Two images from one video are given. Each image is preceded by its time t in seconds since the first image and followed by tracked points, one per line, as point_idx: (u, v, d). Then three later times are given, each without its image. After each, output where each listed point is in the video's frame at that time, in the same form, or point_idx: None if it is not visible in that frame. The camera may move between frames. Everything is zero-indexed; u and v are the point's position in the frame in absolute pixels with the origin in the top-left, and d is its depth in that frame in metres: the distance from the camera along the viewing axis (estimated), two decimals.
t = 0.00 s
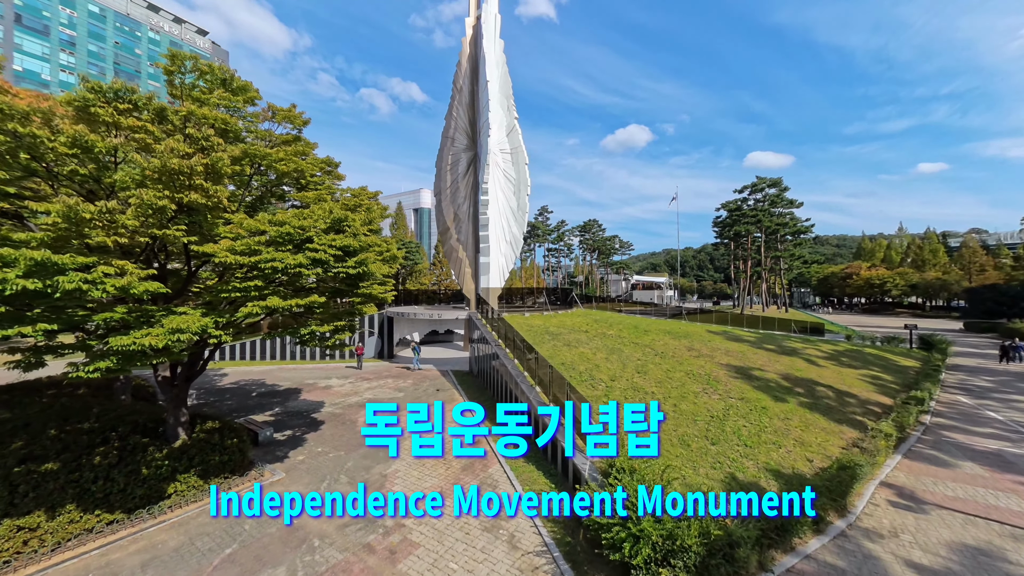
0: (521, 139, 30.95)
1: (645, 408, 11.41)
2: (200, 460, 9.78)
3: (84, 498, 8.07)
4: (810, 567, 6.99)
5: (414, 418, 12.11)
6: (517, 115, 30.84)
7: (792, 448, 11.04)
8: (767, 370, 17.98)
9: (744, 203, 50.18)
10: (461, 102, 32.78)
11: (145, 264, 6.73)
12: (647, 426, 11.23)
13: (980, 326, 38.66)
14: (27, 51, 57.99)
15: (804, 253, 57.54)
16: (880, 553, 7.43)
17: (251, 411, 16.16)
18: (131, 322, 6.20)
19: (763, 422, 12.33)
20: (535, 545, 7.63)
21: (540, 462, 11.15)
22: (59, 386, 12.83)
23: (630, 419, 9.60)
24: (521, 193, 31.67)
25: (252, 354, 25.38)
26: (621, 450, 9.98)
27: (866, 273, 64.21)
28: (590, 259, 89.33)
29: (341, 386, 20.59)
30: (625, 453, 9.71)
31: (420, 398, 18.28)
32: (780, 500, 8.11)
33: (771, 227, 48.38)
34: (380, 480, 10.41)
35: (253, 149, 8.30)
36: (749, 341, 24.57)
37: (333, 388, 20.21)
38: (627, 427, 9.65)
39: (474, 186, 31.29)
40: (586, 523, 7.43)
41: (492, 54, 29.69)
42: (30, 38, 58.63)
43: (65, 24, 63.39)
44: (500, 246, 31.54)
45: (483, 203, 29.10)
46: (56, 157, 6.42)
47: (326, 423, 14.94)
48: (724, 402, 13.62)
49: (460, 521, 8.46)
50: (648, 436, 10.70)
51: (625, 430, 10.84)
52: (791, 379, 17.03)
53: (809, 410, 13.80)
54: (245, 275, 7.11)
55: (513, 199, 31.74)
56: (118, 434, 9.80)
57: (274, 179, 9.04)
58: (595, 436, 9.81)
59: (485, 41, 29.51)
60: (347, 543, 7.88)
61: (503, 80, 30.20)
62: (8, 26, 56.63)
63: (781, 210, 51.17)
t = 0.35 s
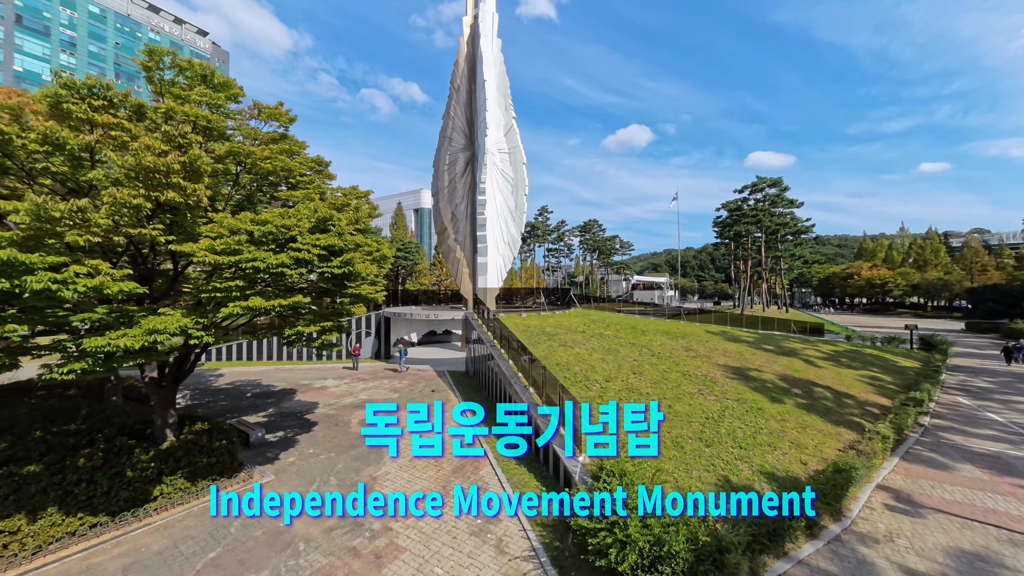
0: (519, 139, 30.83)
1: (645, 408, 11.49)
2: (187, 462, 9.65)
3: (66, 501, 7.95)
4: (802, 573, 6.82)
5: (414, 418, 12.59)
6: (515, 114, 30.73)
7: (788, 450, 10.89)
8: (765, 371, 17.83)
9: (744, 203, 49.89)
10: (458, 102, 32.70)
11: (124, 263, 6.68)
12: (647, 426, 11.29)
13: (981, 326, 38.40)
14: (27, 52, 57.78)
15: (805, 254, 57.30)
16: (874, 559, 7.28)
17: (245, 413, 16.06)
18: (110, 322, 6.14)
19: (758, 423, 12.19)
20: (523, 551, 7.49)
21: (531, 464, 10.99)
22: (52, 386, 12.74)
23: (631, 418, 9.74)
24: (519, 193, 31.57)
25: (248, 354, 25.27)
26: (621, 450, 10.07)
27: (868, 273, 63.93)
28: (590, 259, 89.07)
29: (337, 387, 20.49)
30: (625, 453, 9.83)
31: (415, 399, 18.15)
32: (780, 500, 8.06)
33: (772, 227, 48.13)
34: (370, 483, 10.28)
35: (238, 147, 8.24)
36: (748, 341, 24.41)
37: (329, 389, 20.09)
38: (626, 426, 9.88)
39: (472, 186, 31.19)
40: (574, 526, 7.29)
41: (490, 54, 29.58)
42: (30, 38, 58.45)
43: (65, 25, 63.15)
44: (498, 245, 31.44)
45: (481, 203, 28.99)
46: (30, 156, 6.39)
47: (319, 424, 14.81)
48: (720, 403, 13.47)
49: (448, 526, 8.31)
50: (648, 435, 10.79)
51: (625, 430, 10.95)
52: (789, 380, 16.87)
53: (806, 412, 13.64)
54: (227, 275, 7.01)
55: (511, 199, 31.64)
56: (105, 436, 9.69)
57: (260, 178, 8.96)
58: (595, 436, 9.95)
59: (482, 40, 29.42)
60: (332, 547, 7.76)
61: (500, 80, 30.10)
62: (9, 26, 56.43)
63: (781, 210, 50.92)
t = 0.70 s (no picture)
0: (516, 139, 30.62)
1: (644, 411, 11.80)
2: (171, 467, 9.50)
3: (43, 507, 7.79)
4: None
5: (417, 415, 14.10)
6: (512, 114, 30.54)
7: (784, 455, 10.69)
8: (763, 372, 17.61)
9: (744, 203, 49.59)
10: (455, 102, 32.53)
11: (99, 265, 6.57)
12: (642, 429, 11.31)
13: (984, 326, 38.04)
14: (27, 53, 57.63)
15: (806, 254, 56.96)
16: (871, 569, 7.06)
17: (238, 415, 15.89)
18: (83, 325, 5.99)
19: (754, 427, 11.99)
20: (509, 560, 7.30)
21: (522, 468, 10.84)
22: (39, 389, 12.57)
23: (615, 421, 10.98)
24: (517, 193, 31.37)
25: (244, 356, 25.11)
26: (618, 450, 10.23)
27: (869, 273, 63.56)
28: (590, 259, 88.78)
29: (331, 388, 20.31)
30: (618, 455, 9.95)
31: (409, 401, 17.94)
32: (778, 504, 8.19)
33: (772, 227, 47.83)
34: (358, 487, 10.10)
35: (218, 145, 8.13)
36: (747, 342, 24.18)
37: (323, 390, 19.92)
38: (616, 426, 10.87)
39: (469, 186, 30.99)
40: (562, 535, 7.10)
41: (487, 53, 29.38)
42: (30, 39, 58.31)
43: (65, 25, 63.01)
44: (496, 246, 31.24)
45: (478, 203, 28.78)
46: None
47: (311, 427, 14.63)
48: (715, 406, 13.25)
49: (434, 533, 8.12)
50: (646, 436, 10.92)
51: (619, 432, 11.04)
52: (787, 382, 16.66)
53: (804, 415, 13.42)
54: (205, 277, 6.88)
55: (509, 199, 31.45)
56: (88, 439, 9.53)
57: (243, 176, 8.84)
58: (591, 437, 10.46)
59: (479, 40, 29.23)
60: (315, 555, 7.58)
61: (498, 79, 29.88)
62: (8, 27, 56.28)
63: (782, 210, 50.59)
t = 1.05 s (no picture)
0: (513, 136, 30.24)
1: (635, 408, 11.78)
2: (147, 472, 9.15)
3: (7, 515, 7.40)
4: None
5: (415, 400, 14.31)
6: (510, 112, 30.17)
7: (782, 459, 10.33)
8: (763, 373, 17.22)
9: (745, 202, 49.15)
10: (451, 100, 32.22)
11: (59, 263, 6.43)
12: (635, 432, 10.97)
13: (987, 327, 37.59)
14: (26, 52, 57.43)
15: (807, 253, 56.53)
16: None
17: (225, 417, 15.56)
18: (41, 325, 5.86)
19: (751, 430, 11.64)
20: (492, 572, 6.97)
21: (512, 472, 10.53)
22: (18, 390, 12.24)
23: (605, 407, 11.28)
24: (514, 191, 30.98)
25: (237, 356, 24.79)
26: (609, 454, 9.92)
27: (871, 273, 63.08)
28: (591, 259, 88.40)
29: (323, 389, 19.97)
30: (609, 460, 9.59)
31: (401, 403, 17.58)
32: (774, 510, 7.72)
33: (773, 226, 47.41)
34: (341, 493, 9.75)
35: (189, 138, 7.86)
36: (747, 342, 23.79)
37: (315, 391, 19.59)
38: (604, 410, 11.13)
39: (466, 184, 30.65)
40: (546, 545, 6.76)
41: (483, 50, 29.02)
42: (30, 39, 58.18)
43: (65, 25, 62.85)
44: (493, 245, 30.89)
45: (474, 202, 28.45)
46: None
47: (299, 429, 14.29)
48: (712, 408, 12.88)
49: (417, 543, 7.78)
50: (640, 440, 10.59)
51: (612, 435, 10.74)
52: (787, 383, 16.28)
53: (804, 417, 13.04)
54: (169, 274, 6.54)
55: (506, 198, 31.09)
56: (60, 443, 9.16)
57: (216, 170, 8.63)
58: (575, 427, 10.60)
59: (475, 37, 28.90)
60: (289, 565, 7.24)
61: (494, 76, 29.51)
62: (8, 27, 56.14)
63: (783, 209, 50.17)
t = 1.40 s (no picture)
0: (510, 134, 29.88)
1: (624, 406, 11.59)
2: (119, 477, 8.80)
3: None
4: None
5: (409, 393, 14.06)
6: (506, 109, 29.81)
7: (780, 464, 9.98)
8: (762, 375, 16.85)
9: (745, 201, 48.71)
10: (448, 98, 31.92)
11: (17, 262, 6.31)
12: (628, 435, 10.63)
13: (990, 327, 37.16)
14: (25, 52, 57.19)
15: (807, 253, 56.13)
16: None
17: (212, 419, 15.26)
18: None
19: (748, 433, 11.29)
20: None
21: (500, 477, 10.22)
22: None
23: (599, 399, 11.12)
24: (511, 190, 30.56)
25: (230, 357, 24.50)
26: (599, 458, 9.58)
27: (873, 273, 62.58)
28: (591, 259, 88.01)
29: (315, 390, 19.66)
30: (598, 466, 9.26)
31: (392, 404, 17.23)
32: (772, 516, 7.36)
33: (774, 225, 46.98)
34: (323, 499, 9.42)
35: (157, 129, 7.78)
36: (746, 343, 23.42)
37: (306, 392, 19.27)
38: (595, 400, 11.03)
39: (462, 182, 30.30)
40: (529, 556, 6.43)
41: (480, 46, 28.68)
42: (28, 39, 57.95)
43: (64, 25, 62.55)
44: (489, 244, 30.55)
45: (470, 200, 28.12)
46: None
47: (286, 431, 13.97)
48: (709, 411, 12.52)
49: (396, 553, 7.44)
50: (631, 444, 10.26)
51: (603, 439, 10.40)
52: (786, 384, 15.90)
53: (803, 420, 12.67)
54: (130, 273, 6.22)
55: (502, 196, 30.72)
56: (30, 447, 8.84)
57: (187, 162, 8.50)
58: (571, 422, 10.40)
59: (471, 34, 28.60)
60: None
61: (490, 73, 29.17)
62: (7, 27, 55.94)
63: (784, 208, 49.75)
